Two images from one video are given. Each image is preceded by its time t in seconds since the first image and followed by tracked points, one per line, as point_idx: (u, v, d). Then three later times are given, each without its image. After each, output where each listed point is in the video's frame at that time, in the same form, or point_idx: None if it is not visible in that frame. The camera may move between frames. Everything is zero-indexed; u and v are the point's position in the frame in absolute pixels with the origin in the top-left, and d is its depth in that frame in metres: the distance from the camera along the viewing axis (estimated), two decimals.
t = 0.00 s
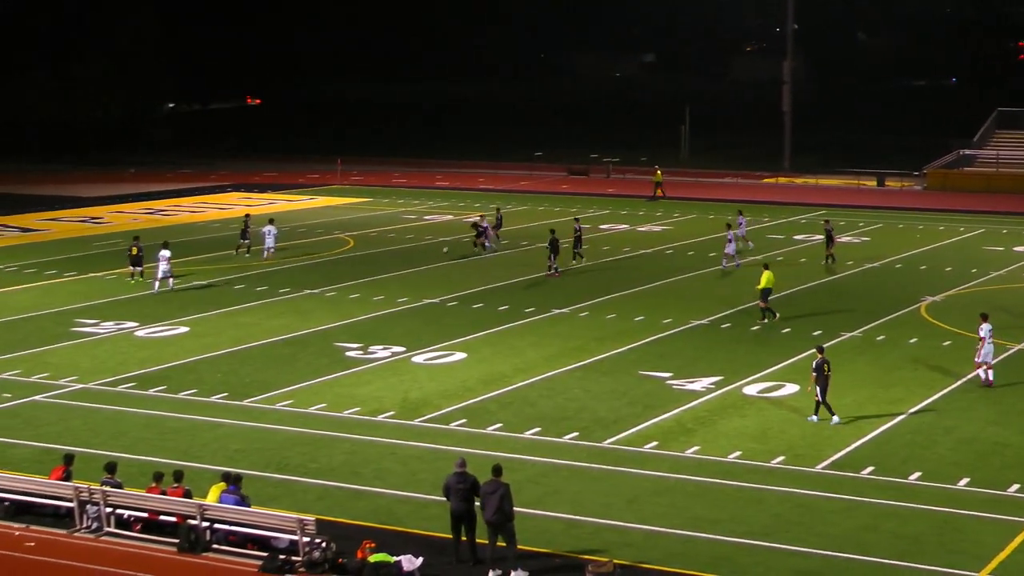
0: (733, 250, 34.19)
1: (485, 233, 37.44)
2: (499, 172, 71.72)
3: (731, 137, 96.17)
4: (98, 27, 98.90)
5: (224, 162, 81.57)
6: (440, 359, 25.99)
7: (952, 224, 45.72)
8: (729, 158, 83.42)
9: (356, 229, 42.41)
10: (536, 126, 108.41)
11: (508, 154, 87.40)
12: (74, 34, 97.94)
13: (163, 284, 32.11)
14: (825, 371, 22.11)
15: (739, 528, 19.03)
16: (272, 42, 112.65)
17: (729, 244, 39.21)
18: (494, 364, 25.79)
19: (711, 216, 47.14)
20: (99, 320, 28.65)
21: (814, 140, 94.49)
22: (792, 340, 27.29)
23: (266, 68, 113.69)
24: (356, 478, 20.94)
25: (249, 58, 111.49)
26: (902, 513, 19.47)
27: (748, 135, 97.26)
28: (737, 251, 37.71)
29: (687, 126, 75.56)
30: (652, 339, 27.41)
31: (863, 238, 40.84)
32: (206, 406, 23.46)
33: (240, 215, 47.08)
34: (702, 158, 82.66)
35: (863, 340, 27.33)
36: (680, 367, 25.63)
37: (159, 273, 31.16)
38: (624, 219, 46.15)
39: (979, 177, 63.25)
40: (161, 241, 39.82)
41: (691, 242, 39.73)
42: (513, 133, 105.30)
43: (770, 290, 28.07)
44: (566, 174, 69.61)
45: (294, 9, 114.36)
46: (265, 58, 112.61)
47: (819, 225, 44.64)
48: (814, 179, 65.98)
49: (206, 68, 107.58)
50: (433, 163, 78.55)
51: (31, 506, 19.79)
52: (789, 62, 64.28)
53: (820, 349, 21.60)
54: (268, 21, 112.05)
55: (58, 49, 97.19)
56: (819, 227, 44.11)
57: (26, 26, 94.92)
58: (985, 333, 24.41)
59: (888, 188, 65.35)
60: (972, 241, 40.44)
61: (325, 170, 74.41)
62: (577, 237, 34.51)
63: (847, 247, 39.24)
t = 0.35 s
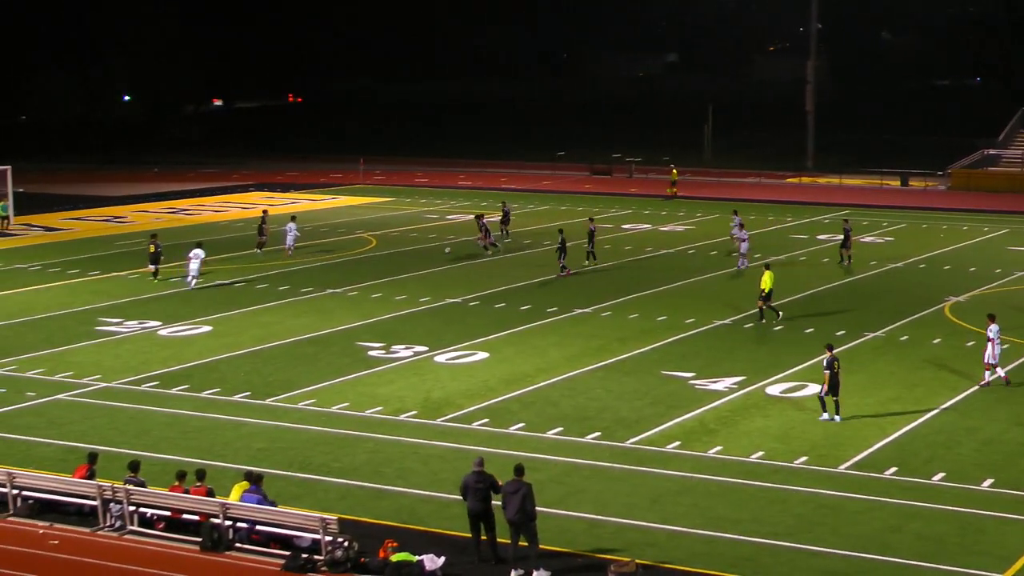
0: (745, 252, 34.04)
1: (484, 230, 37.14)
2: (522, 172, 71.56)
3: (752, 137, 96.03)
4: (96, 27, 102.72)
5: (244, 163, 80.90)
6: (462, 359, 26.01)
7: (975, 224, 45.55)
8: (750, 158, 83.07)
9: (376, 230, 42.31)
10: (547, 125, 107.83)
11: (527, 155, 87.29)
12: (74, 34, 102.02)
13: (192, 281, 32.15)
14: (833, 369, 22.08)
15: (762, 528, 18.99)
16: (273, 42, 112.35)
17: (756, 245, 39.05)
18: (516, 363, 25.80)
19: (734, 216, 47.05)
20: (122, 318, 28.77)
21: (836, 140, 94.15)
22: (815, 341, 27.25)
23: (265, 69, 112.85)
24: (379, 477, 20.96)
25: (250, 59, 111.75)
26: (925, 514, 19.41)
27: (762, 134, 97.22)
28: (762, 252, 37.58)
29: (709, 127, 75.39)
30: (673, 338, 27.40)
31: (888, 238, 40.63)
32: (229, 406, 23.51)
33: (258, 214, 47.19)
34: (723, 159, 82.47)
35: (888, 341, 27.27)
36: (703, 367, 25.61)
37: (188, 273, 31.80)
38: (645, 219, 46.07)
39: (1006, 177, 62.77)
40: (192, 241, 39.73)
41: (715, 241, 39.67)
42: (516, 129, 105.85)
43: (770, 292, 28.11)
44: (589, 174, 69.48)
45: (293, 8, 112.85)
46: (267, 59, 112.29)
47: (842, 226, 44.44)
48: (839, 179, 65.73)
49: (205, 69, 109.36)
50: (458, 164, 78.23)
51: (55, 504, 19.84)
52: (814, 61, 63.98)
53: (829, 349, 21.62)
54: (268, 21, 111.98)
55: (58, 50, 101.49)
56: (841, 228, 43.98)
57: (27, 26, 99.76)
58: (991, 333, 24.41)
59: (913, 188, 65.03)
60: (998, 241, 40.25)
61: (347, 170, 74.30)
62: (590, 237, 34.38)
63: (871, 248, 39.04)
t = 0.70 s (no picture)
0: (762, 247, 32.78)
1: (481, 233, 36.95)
2: (551, 172, 71.47)
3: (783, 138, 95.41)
4: (97, 27, 93.70)
5: (272, 163, 81.19)
6: (491, 359, 26.00)
7: (1006, 224, 45.20)
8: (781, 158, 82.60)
9: (404, 229, 42.33)
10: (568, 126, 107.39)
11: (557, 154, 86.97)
12: (74, 34, 92.98)
13: (239, 277, 32.29)
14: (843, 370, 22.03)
15: (790, 530, 18.92)
16: (274, 43, 105.98)
17: (785, 246, 38.88)
18: (544, 363, 25.78)
19: (764, 217, 46.89)
20: (152, 317, 28.89)
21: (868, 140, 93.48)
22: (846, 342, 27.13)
23: (264, 70, 105.74)
24: (406, 476, 21.00)
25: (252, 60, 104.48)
26: (954, 517, 19.29)
27: (784, 135, 96.44)
28: (791, 253, 37.46)
29: (737, 127, 75.28)
30: (702, 339, 27.29)
31: (916, 240, 40.35)
32: (259, 405, 23.60)
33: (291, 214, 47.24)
34: (753, 159, 82.05)
35: (918, 342, 27.12)
36: (732, 368, 25.51)
37: (235, 269, 31.89)
38: (675, 219, 46.01)
39: None
40: (233, 241, 39.85)
41: (742, 243, 39.48)
42: (532, 131, 105.17)
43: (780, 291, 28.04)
44: (618, 173, 69.45)
45: (293, 8, 107.33)
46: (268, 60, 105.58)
47: (873, 227, 44.13)
48: (868, 181, 65.23)
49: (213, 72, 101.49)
50: (482, 164, 78.18)
51: (85, 501, 20.04)
52: (842, 62, 63.48)
53: (842, 350, 21.63)
54: (269, 22, 105.80)
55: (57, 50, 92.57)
56: (870, 228, 43.79)
57: (27, 27, 90.82)
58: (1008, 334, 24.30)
59: (943, 188, 64.49)
60: None
61: (376, 170, 74.44)
62: (608, 237, 34.21)
63: (897, 249, 38.79)
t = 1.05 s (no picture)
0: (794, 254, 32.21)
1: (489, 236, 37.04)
2: (592, 172, 71.55)
3: (827, 138, 94.63)
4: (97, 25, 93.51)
5: (313, 163, 81.36)
6: (532, 359, 25.97)
7: None
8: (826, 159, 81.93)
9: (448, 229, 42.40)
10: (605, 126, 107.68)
11: (601, 155, 86.71)
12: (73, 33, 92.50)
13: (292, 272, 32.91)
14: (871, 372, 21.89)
15: (831, 532, 18.77)
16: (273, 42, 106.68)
17: (823, 247, 38.61)
18: (584, 364, 25.72)
19: (804, 218, 46.65)
20: (194, 317, 29.03)
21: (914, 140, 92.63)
22: (889, 343, 26.91)
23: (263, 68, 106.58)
24: (446, 476, 21.01)
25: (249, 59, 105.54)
26: (999, 522, 19.06)
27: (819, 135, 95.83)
28: (834, 254, 37.15)
29: (781, 127, 74.86)
30: (743, 340, 27.15)
31: (961, 241, 39.85)
32: (300, 404, 23.66)
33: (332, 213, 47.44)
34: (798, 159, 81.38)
35: (962, 345, 26.83)
36: (775, 370, 25.34)
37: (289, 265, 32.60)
38: (718, 219, 45.85)
39: None
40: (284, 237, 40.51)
41: (783, 244, 39.19)
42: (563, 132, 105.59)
43: (805, 293, 27.90)
44: (659, 174, 69.19)
45: (294, 8, 107.87)
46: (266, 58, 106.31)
47: (915, 228, 43.76)
48: (912, 183, 64.53)
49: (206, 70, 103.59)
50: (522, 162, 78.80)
51: (128, 499, 20.25)
52: (886, 62, 62.83)
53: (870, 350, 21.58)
54: (268, 21, 106.93)
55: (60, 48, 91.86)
56: (914, 229, 43.43)
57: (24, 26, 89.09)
58: None
59: (989, 189, 63.63)
60: None
61: (417, 170, 74.61)
62: (639, 239, 34.07)
63: (938, 250, 38.39)
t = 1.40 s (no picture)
0: (843, 255, 31.70)
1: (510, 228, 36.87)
2: (647, 172, 71.27)
3: (885, 137, 94.05)
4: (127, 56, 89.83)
5: (371, 163, 80.29)
6: (589, 358, 25.95)
7: None
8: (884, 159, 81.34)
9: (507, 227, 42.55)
10: (658, 122, 107.74)
11: (654, 155, 86.39)
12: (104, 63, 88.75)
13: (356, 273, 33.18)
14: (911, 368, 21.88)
15: (889, 535, 18.65)
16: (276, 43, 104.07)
17: (881, 247, 38.50)
18: (641, 363, 25.69)
19: (864, 217, 46.38)
20: (252, 315, 29.18)
21: (975, 140, 91.94)
22: (947, 344, 26.72)
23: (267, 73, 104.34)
24: (502, 475, 21.02)
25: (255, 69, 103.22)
26: None
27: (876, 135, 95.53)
28: (892, 254, 37.06)
29: (841, 125, 74.60)
30: (800, 341, 27.05)
31: None
32: (357, 402, 23.74)
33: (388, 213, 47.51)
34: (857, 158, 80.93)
35: None
36: (833, 370, 25.22)
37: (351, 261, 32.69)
38: (775, 219, 45.79)
39: None
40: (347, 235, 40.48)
41: (844, 244, 39.08)
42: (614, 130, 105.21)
43: (845, 293, 27.69)
44: (717, 173, 69.07)
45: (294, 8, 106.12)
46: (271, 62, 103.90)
47: (973, 228, 43.52)
48: (973, 182, 64.07)
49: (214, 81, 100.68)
50: (582, 164, 77.49)
51: (186, 496, 20.32)
52: (947, 60, 62.54)
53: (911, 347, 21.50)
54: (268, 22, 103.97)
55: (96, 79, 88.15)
56: (973, 229, 43.26)
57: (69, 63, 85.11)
58: None
59: None
60: None
61: (475, 168, 74.87)
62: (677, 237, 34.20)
63: (1005, 250, 38.27)
